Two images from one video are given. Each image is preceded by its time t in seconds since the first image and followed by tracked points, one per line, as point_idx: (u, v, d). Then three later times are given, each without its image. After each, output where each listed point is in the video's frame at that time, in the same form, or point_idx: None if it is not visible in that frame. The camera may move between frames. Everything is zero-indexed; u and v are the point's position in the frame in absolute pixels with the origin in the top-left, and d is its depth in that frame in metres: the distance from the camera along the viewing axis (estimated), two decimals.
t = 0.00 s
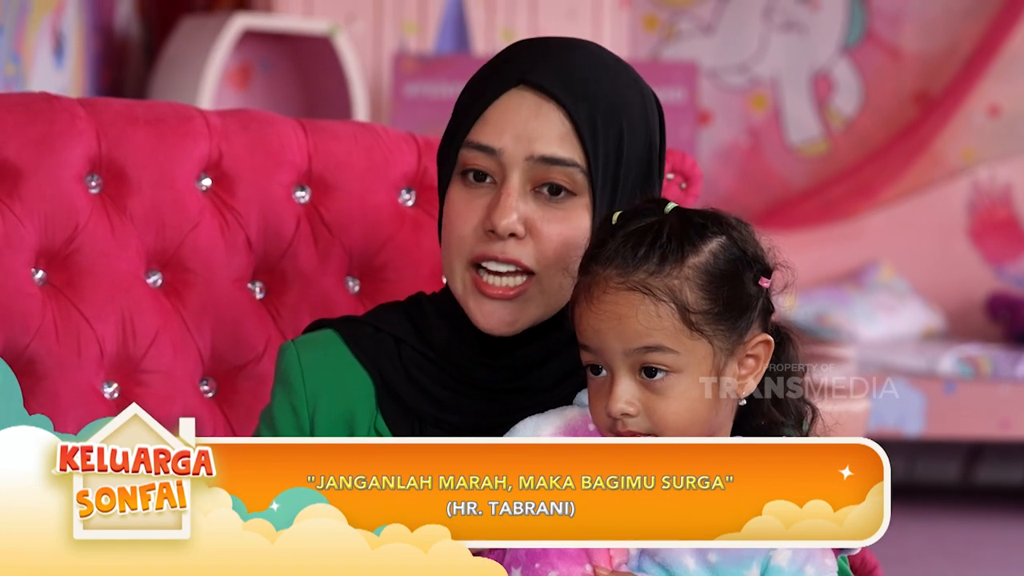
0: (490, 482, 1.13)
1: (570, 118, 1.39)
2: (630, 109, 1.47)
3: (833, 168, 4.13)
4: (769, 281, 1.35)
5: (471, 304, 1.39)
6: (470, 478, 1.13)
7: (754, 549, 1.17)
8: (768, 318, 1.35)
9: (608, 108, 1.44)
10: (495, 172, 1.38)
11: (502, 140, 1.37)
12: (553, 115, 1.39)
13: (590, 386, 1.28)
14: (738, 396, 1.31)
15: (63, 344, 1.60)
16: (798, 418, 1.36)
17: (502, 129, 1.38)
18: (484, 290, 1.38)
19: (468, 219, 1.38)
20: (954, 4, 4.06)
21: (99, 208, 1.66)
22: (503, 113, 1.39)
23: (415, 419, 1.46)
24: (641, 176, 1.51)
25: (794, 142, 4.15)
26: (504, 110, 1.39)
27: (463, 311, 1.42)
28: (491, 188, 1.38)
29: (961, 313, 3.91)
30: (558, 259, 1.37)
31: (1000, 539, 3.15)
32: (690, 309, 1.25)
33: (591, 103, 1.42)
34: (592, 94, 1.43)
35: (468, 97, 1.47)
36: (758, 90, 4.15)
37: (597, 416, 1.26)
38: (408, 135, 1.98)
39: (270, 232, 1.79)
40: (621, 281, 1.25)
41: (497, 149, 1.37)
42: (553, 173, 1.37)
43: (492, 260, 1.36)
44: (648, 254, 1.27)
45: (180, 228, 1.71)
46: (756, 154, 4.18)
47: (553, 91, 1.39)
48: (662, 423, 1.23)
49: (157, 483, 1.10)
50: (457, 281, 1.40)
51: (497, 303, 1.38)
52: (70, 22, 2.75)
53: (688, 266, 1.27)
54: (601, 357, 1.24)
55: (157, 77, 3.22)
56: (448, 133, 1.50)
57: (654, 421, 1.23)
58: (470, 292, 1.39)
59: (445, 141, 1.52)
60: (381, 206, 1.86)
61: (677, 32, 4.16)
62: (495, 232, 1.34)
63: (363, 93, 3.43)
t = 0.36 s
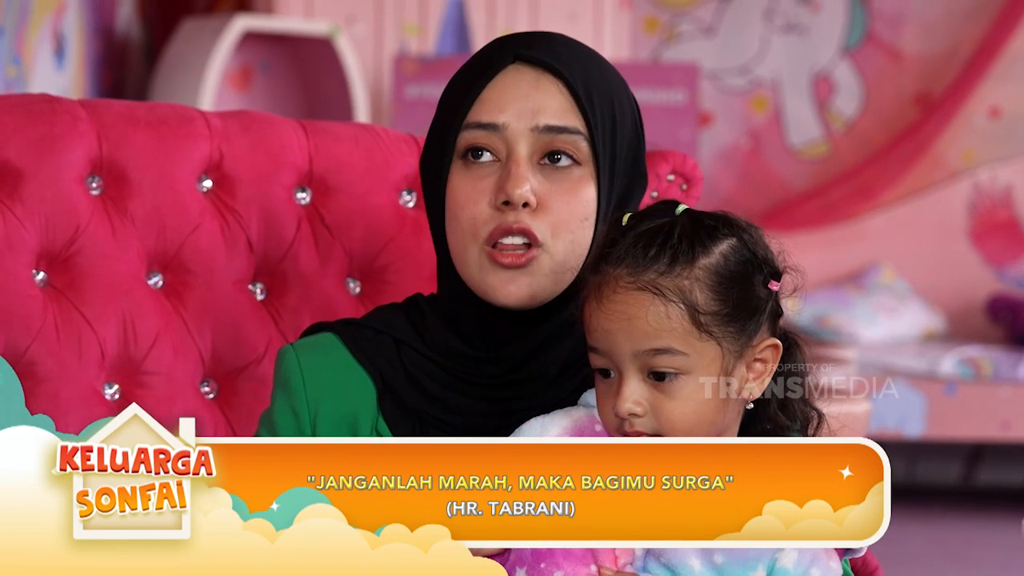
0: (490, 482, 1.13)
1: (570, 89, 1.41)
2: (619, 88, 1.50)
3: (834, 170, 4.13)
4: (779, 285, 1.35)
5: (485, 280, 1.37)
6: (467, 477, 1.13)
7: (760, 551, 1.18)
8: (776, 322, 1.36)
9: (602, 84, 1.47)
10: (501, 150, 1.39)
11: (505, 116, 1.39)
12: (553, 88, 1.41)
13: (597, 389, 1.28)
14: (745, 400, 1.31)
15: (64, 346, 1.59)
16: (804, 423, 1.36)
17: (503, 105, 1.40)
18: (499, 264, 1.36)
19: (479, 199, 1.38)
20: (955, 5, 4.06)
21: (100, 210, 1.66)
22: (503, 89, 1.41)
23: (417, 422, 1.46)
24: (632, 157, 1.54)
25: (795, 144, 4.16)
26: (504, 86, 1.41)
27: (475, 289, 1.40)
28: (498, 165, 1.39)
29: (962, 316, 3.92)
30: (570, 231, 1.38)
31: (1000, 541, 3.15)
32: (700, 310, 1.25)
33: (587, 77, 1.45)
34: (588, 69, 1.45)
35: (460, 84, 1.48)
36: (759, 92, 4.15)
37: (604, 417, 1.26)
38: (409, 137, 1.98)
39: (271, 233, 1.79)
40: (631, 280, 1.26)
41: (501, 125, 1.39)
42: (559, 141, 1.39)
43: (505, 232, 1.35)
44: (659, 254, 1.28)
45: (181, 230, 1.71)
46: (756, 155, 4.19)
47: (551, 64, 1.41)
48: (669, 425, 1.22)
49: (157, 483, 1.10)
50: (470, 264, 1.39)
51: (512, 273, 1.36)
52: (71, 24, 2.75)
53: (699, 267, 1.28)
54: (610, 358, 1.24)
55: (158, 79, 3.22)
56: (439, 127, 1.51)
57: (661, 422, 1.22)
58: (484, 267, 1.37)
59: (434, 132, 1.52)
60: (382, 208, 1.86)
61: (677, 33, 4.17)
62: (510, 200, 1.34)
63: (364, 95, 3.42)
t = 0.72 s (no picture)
0: (490, 482, 1.13)
1: (575, 87, 1.42)
2: (624, 87, 1.50)
3: (835, 172, 4.14)
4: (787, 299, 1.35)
5: (498, 276, 1.37)
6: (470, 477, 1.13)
7: (767, 554, 1.17)
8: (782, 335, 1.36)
9: (607, 82, 1.47)
10: (509, 150, 1.39)
11: (513, 118, 1.39)
12: (559, 89, 1.41)
13: (603, 398, 1.28)
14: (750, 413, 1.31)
15: (66, 348, 1.59)
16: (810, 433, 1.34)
17: (510, 107, 1.40)
18: (512, 261, 1.36)
19: (487, 199, 1.38)
20: (958, 7, 4.06)
21: (102, 212, 1.66)
22: (510, 91, 1.41)
23: (424, 422, 1.46)
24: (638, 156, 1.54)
25: (796, 146, 4.16)
26: (510, 87, 1.41)
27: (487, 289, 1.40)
28: (506, 166, 1.39)
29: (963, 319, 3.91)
30: (578, 232, 1.38)
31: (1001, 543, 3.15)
32: (707, 324, 1.26)
33: (592, 76, 1.45)
34: (593, 68, 1.46)
35: (465, 84, 1.48)
36: (760, 94, 4.15)
37: (609, 424, 1.27)
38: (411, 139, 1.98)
39: (273, 236, 1.79)
40: (640, 292, 1.26)
41: (508, 127, 1.39)
42: (567, 142, 1.39)
43: (517, 235, 1.35)
44: (669, 266, 1.28)
45: (183, 232, 1.70)
46: (758, 157, 4.19)
47: (556, 63, 1.41)
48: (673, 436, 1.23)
49: (156, 484, 1.11)
50: (484, 263, 1.38)
51: (527, 267, 1.36)
52: (73, 25, 2.75)
53: (708, 281, 1.28)
54: (617, 369, 1.24)
55: (160, 80, 3.22)
56: (444, 128, 1.51)
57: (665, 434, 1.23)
58: (499, 264, 1.37)
59: (439, 134, 1.53)
60: (384, 211, 1.86)
61: (679, 35, 4.17)
62: (519, 202, 1.34)
63: (365, 96, 3.42)
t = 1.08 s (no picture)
0: (490, 483, 1.13)
1: (567, 88, 1.41)
2: (621, 84, 1.50)
3: (836, 172, 4.14)
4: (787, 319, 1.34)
5: (497, 291, 1.38)
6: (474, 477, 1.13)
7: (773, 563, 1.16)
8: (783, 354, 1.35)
9: (601, 82, 1.46)
10: (498, 151, 1.39)
11: (502, 118, 1.39)
12: (548, 89, 1.41)
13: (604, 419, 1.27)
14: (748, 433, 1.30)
15: (67, 348, 1.59)
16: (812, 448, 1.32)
17: (500, 108, 1.40)
18: (503, 274, 1.37)
19: (477, 199, 1.38)
20: (958, 8, 4.06)
21: (102, 213, 1.66)
22: (501, 92, 1.41)
23: (427, 421, 1.46)
24: (637, 154, 1.53)
25: (797, 146, 4.16)
26: (500, 89, 1.41)
27: (480, 294, 1.41)
28: (496, 168, 1.39)
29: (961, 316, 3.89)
30: (569, 233, 1.38)
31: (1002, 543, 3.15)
32: (710, 347, 1.25)
33: (585, 76, 1.45)
34: (586, 67, 1.45)
35: (463, 89, 1.48)
36: (761, 94, 4.15)
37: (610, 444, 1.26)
38: (412, 139, 1.98)
39: (274, 236, 1.79)
40: (643, 314, 1.25)
41: (497, 128, 1.39)
42: (557, 141, 1.39)
43: (507, 236, 1.36)
44: (671, 288, 1.27)
45: (183, 232, 1.70)
46: (759, 157, 4.18)
47: (546, 65, 1.41)
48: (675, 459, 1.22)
49: (156, 484, 1.11)
50: (472, 273, 1.39)
51: (517, 285, 1.38)
52: (74, 26, 2.75)
53: (711, 303, 1.27)
54: (619, 392, 1.23)
55: (161, 81, 3.22)
56: (443, 131, 1.51)
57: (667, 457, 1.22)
58: (488, 277, 1.38)
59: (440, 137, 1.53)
60: (384, 211, 1.86)
61: (680, 35, 4.17)
62: (506, 202, 1.35)
63: (366, 97, 3.43)
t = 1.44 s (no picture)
0: (491, 483, 1.25)
1: (577, 83, 1.42)
2: (627, 86, 1.50)
3: (837, 172, 4.14)
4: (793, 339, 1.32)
5: (507, 277, 1.37)
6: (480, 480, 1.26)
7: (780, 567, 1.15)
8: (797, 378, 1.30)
9: (611, 79, 1.47)
10: (506, 143, 1.40)
11: (511, 110, 1.40)
12: (557, 82, 1.42)
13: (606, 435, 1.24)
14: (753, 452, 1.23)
15: (68, 349, 1.59)
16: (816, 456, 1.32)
17: (509, 102, 1.40)
18: (512, 258, 1.37)
19: (485, 189, 1.39)
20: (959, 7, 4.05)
21: (104, 213, 1.67)
22: (511, 86, 1.42)
23: (430, 421, 1.46)
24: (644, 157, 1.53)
25: (798, 147, 4.16)
26: (511, 83, 1.42)
27: (489, 284, 1.40)
28: (504, 160, 1.40)
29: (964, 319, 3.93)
30: (577, 224, 1.38)
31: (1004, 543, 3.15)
32: (716, 368, 1.22)
33: (593, 74, 1.45)
34: (595, 64, 1.46)
35: (469, 89, 1.49)
36: (762, 95, 4.15)
37: (611, 463, 1.22)
38: (413, 139, 1.98)
39: (275, 236, 1.79)
40: (649, 333, 1.22)
41: (507, 120, 1.40)
42: (565, 134, 1.40)
43: (515, 227, 1.36)
44: (679, 308, 1.24)
45: (185, 232, 1.71)
46: (760, 157, 4.18)
47: (557, 60, 1.42)
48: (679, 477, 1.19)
49: (156, 484, 1.23)
50: (479, 261, 1.39)
51: (526, 267, 1.37)
52: (75, 27, 2.75)
53: (717, 324, 1.24)
54: (623, 410, 1.21)
55: (162, 81, 3.22)
56: (451, 129, 1.51)
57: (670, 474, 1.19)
58: (497, 263, 1.38)
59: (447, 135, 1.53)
60: (385, 211, 1.86)
61: (681, 36, 4.16)
62: (514, 191, 1.35)
63: (367, 97, 3.43)
